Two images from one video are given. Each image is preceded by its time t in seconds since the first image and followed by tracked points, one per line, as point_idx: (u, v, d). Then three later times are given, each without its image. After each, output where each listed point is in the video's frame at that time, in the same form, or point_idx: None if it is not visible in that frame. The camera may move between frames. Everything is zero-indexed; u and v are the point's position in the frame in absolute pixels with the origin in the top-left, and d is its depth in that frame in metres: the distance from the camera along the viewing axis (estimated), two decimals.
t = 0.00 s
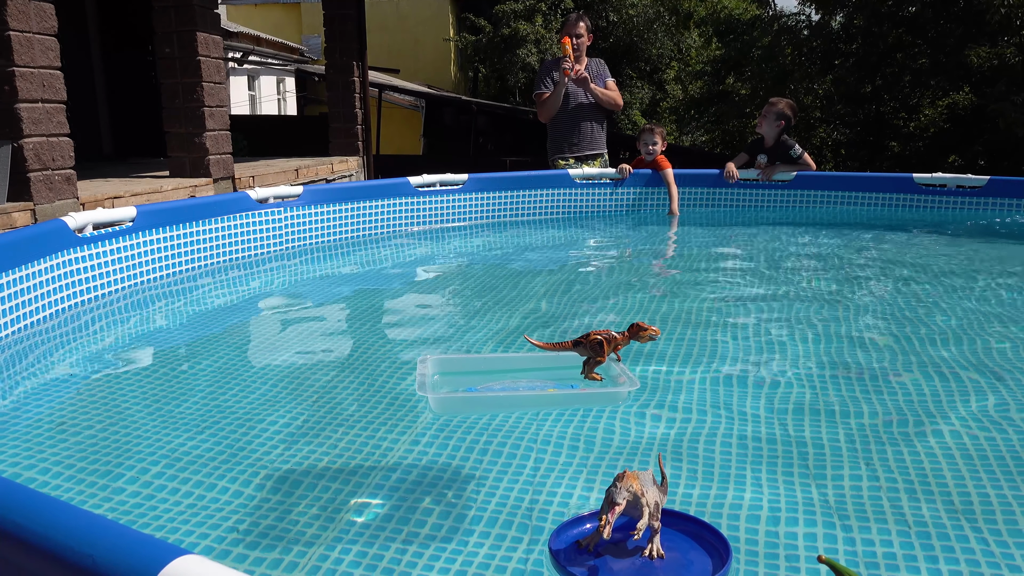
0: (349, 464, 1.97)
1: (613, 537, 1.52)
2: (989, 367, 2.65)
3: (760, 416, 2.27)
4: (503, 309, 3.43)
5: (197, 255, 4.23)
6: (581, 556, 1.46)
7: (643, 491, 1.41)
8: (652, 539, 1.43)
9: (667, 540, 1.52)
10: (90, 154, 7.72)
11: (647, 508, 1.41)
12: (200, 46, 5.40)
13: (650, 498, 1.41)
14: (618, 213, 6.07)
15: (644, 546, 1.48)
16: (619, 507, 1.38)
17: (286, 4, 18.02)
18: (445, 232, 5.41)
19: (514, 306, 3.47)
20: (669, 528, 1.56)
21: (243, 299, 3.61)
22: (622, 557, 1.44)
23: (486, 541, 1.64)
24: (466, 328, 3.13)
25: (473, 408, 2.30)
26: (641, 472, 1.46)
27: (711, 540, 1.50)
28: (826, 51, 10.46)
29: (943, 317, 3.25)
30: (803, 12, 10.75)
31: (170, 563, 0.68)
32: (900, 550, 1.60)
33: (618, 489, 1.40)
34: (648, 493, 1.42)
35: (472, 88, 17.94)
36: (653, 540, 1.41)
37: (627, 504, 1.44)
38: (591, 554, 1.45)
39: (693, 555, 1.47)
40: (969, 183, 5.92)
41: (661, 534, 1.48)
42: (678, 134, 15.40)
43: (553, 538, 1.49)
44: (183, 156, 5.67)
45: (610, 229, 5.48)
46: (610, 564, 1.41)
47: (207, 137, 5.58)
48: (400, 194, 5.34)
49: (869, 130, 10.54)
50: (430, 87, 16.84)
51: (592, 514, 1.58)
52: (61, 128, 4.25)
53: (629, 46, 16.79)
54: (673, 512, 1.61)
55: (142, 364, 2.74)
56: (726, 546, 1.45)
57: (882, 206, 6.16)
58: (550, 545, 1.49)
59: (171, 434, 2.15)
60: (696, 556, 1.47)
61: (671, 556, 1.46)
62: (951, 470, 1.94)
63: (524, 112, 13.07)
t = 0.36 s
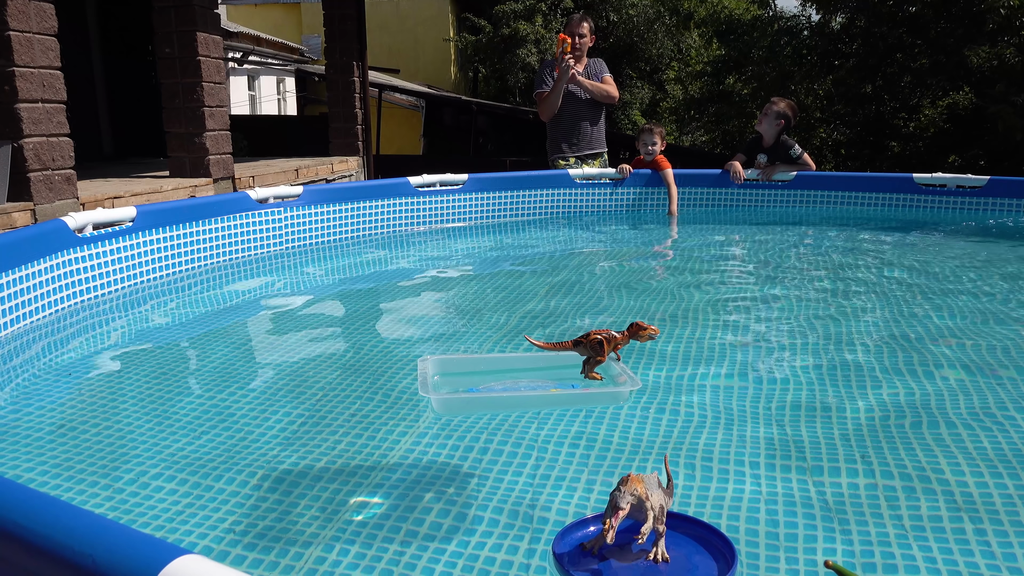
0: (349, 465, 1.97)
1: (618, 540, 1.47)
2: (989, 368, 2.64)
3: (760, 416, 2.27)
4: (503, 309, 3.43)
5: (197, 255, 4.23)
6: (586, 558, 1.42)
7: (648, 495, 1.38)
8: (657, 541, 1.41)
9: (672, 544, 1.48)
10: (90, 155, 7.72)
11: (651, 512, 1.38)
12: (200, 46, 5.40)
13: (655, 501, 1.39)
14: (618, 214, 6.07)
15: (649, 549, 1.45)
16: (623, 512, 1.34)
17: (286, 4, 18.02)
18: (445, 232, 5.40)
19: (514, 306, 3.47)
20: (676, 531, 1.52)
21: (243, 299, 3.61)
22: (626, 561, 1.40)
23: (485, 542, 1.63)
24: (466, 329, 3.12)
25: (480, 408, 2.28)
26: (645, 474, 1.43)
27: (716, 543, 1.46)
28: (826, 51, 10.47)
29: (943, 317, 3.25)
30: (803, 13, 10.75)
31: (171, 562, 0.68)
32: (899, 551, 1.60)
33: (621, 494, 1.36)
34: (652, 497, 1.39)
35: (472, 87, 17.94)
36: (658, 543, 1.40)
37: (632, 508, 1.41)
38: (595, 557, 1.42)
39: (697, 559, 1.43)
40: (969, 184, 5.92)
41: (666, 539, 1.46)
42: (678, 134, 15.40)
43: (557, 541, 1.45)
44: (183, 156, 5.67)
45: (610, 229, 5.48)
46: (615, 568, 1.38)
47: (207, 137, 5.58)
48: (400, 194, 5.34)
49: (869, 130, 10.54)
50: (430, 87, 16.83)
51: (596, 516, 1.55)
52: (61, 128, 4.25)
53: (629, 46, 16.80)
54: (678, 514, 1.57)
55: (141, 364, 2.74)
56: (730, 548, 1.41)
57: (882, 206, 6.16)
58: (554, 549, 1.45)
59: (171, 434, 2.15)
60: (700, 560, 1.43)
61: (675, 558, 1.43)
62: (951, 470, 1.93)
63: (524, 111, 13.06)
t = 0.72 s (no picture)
0: (349, 465, 1.97)
1: (620, 543, 1.46)
2: (989, 368, 2.64)
3: (760, 416, 2.27)
4: (503, 309, 3.42)
5: (196, 255, 4.23)
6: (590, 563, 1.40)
7: (651, 498, 1.36)
8: (661, 545, 1.39)
9: (677, 548, 1.46)
10: (90, 155, 7.72)
11: (655, 515, 1.36)
12: (200, 46, 5.40)
13: (658, 504, 1.36)
14: (618, 213, 6.07)
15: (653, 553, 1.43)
16: (624, 514, 1.32)
17: (286, 4, 18.02)
18: (445, 232, 5.40)
19: (514, 306, 3.46)
20: (680, 535, 1.50)
21: (243, 299, 3.61)
22: (630, 565, 1.39)
23: (484, 542, 1.63)
24: (466, 329, 3.12)
25: (482, 408, 2.26)
26: (648, 476, 1.40)
27: (721, 549, 1.43)
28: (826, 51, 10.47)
29: (943, 318, 3.25)
30: (803, 12, 10.77)
31: (171, 562, 0.68)
32: (900, 552, 1.59)
33: (623, 496, 1.33)
34: (656, 499, 1.37)
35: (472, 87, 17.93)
36: (662, 548, 1.38)
37: (634, 510, 1.39)
38: (598, 561, 1.39)
39: (702, 564, 1.41)
40: (969, 183, 5.92)
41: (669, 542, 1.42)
42: (678, 134, 15.40)
43: (560, 545, 1.41)
44: (183, 156, 5.66)
45: (611, 229, 5.48)
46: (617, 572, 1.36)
47: (207, 137, 5.58)
48: (400, 194, 5.33)
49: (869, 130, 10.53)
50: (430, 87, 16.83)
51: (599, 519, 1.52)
52: (61, 128, 4.25)
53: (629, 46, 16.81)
54: (682, 517, 1.54)
55: (141, 364, 2.74)
56: (736, 552, 1.38)
57: (882, 206, 6.15)
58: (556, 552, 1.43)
59: (171, 434, 2.15)
60: (705, 565, 1.40)
61: (680, 564, 1.40)
62: (951, 470, 1.93)
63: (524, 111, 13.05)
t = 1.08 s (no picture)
0: (349, 464, 1.97)
1: (622, 547, 1.45)
2: (989, 368, 2.64)
3: (760, 415, 2.27)
4: (504, 309, 3.42)
5: (196, 255, 4.23)
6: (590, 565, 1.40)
7: (652, 501, 1.37)
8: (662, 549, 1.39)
9: (678, 550, 1.45)
10: (90, 155, 7.72)
11: (655, 518, 1.37)
12: (200, 46, 5.40)
13: (659, 507, 1.38)
14: (618, 213, 6.07)
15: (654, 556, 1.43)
16: (624, 519, 1.32)
17: (286, 4, 18.02)
18: (445, 232, 5.40)
19: (514, 306, 3.47)
20: (681, 537, 1.49)
21: (244, 299, 3.61)
22: (631, 567, 1.38)
23: (484, 542, 1.63)
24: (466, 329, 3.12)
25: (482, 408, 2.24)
26: (650, 480, 1.41)
27: (723, 551, 1.43)
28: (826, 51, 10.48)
29: (944, 317, 3.25)
30: (804, 12, 10.76)
31: (170, 563, 0.68)
32: (900, 551, 1.60)
33: (624, 500, 1.34)
34: (657, 502, 1.38)
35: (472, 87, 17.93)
36: (664, 550, 1.37)
37: (635, 513, 1.40)
38: (598, 564, 1.39)
39: (704, 566, 1.40)
40: (969, 183, 5.93)
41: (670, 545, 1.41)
42: (678, 134, 15.40)
43: (561, 548, 1.42)
44: (183, 156, 5.66)
45: (611, 229, 5.48)
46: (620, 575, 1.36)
47: (207, 137, 5.58)
48: (400, 194, 5.33)
49: (869, 130, 10.53)
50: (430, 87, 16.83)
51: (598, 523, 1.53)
52: (61, 128, 4.25)
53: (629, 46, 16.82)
54: (683, 519, 1.54)
55: (141, 364, 2.74)
56: (737, 554, 1.37)
57: (883, 206, 6.15)
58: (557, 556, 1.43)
59: (171, 434, 2.15)
60: (707, 567, 1.40)
61: (682, 566, 1.40)
62: (951, 470, 1.93)
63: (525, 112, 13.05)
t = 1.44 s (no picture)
0: (348, 464, 1.97)
1: (623, 552, 1.44)
2: (990, 368, 2.64)
3: (760, 416, 2.27)
4: (504, 309, 3.42)
5: (196, 255, 4.23)
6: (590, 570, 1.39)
7: (653, 505, 1.36)
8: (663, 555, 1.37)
9: (679, 557, 1.45)
10: (90, 155, 7.72)
11: (656, 523, 1.36)
12: (200, 46, 5.40)
13: (660, 512, 1.36)
14: (618, 213, 6.08)
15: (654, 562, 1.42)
16: (624, 523, 1.31)
17: (286, 4, 18.02)
18: (445, 232, 5.40)
19: (514, 306, 3.47)
20: (682, 544, 1.49)
21: (244, 299, 3.61)
22: (632, 573, 1.37)
23: (482, 542, 1.63)
24: (467, 329, 3.11)
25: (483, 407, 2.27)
26: (651, 484, 1.40)
27: (726, 560, 1.41)
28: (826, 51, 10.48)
29: (944, 317, 3.25)
30: (804, 11, 10.74)
31: (170, 563, 0.68)
32: (899, 552, 1.60)
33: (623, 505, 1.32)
34: (658, 507, 1.37)
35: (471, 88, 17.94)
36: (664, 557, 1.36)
37: (636, 518, 1.38)
38: (598, 569, 1.38)
39: (705, 574, 1.39)
40: (969, 183, 5.94)
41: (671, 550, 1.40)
42: (678, 134, 15.41)
43: (560, 553, 1.41)
44: (183, 156, 5.66)
45: (611, 229, 5.48)
46: None
47: (207, 137, 5.58)
48: (400, 194, 5.33)
49: (869, 130, 10.54)
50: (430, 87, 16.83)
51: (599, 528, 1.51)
52: (61, 128, 4.25)
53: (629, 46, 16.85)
54: (685, 526, 1.53)
55: (140, 364, 2.74)
56: (738, 561, 1.37)
57: (883, 206, 6.16)
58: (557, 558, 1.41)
59: (171, 433, 2.15)
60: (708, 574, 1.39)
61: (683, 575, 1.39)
62: (954, 471, 1.93)
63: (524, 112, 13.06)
